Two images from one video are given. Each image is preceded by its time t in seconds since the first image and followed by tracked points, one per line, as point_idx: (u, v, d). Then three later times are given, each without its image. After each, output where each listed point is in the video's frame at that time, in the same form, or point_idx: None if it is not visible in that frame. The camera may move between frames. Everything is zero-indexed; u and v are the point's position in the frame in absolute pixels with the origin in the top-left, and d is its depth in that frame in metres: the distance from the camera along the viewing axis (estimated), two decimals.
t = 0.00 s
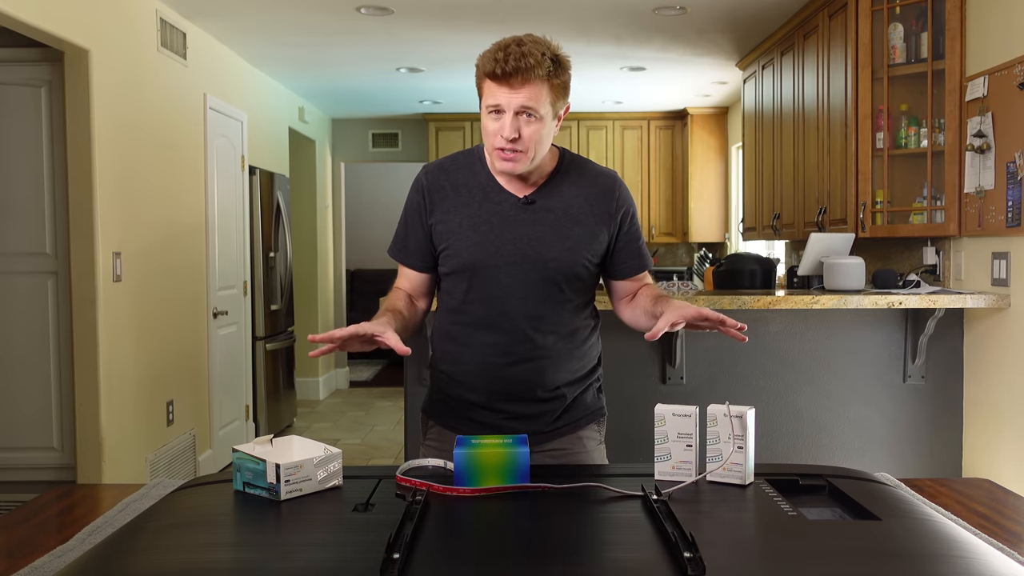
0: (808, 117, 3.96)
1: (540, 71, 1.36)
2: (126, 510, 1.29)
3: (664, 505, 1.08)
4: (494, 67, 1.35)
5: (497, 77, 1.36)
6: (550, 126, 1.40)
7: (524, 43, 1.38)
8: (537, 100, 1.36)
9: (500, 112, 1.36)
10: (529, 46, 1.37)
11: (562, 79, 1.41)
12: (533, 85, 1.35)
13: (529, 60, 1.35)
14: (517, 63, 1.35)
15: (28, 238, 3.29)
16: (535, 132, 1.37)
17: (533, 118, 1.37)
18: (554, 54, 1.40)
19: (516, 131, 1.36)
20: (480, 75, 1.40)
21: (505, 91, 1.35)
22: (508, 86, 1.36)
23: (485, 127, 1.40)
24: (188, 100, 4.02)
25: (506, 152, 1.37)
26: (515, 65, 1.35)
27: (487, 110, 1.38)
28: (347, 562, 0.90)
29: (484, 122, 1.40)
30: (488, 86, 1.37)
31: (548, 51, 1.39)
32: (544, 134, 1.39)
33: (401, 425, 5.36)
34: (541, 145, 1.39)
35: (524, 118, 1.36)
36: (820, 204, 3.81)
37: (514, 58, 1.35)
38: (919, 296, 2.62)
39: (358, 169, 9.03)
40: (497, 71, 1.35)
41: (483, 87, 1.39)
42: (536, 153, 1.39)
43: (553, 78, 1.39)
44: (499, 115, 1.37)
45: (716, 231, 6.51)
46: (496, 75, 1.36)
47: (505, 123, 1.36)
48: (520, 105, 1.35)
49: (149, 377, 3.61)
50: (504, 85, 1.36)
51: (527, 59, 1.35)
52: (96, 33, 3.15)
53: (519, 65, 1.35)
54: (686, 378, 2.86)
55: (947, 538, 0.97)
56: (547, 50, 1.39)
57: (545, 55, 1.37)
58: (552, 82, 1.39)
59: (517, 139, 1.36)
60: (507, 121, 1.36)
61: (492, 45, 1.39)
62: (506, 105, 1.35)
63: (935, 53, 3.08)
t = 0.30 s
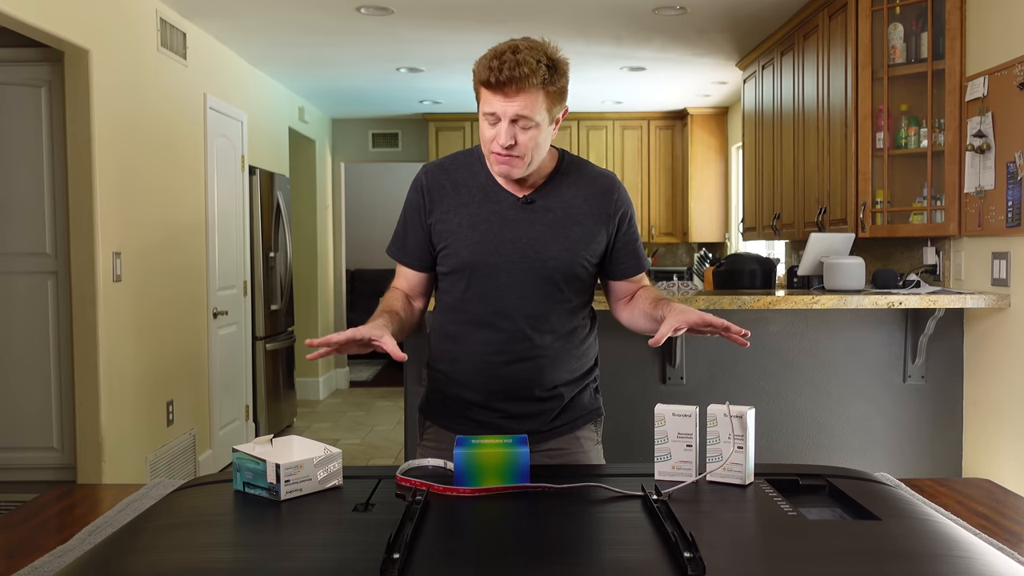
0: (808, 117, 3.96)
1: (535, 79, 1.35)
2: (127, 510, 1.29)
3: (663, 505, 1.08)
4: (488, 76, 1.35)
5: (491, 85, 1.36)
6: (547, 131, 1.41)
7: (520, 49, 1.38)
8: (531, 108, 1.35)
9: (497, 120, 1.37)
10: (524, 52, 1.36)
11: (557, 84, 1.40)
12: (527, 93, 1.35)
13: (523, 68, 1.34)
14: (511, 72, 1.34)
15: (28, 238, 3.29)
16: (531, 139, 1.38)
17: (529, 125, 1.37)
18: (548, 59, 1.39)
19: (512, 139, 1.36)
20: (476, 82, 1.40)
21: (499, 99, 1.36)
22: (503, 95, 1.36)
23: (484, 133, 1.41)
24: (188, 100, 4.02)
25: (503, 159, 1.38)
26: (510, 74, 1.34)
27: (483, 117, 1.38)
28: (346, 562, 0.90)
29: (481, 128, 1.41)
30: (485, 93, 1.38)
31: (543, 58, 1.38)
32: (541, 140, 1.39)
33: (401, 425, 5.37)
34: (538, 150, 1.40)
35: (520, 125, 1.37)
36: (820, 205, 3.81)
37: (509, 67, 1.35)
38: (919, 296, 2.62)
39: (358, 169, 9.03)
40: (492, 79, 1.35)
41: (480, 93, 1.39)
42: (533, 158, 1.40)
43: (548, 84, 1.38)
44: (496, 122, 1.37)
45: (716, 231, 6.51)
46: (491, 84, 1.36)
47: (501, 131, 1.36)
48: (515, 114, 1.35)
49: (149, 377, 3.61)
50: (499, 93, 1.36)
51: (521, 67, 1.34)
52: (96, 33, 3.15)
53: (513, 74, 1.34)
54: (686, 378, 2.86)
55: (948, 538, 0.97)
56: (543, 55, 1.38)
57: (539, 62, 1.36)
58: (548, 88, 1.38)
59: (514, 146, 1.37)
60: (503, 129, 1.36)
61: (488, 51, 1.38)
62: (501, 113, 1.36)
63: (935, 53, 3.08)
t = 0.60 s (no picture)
0: (808, 117, 3.96)
1: (544, 68, 1.36)
2: (127, 510, 1.29)
3: (663, 505, 1.08)
4: (498, 66, 1.35)
5: (501, 76, 1.35)
6: (553, 123, 1.41)
7: (524, 41, 1.38)
8: (540, 97, 1.35)
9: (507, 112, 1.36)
10: (530, 44, 1.37)
11: (562, 76, 1.41)
12: (537, 83, 1.35)
13: (532, 58, 1.35)
14: (521, 61, 1.34)
15: (28, 238, 3.29)
16: (541, 129, 1.38)
17: (539, 115, 1.37)
18: (551, 50, 1.40)
19: (524, 129, 1.36)
20: (482, 75, 1.39)
21: (510, 89, 1.35)
22: (512, 85, 1.35)
23: (490, 127, 1.39)
24: (188, 100, 4.02)
25: (513, 150, 1.37)
26: (520, 64, 1.34)
27: (492, 110, 1.37)
28: (346, 562, 0.90)
29: (488, 122, 1.39)
30: (492, 85, 1.37)
31: (548, 49, 1.39)
32: (550, 131, 1.40)
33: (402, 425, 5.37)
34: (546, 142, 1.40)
35: (531, 115, 1.36)
36: (820, 204, 3.81)
37: (518, 57, 1.35)
38: (919, 296, 2.62)
39: (358, 169, 9.03)
40: (502, 70, 1.35)
41: (484, 88, 1.38)
42: (542, 150, 1.40)
43: (554, 74, 1.39)
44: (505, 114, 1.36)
45: (716, 231, 6.51)
46: (501, 74, 1.36)
47: (513, 122, 1.36)
48: (526, 104, 1.35)
49: (149, 377, 3.61)
50: (508, 84, 1.36)
51: (530, 57, 1.35)
52: (96, 33, 3.15)
53: (522, 63, 1.34)
54: (686, 378, 2.86)
55: (947, 538, 0.97)
56: (547, 48, 1.39)
57: (546, 52, 1.37)
58: (554, 78, 1.39)
59: (525, 137, 1.36)
60: (514, 120, 1.36)
61: (490, 45, 1.38)
62: (512, 104, 1.35)
63: (935, 53, 3.08)
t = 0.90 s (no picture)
0: (808, 117, 3.96)
1: (570, 85, 1.37)
2: (127, 510, 1.30)
3: (663, 505, 1.08)
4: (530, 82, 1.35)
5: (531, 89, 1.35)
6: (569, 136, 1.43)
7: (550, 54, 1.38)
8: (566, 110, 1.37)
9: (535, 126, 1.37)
10: (555, 57, 1.37)
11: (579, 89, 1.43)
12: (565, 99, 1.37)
13: (561, 75, 1.36)
14: (553, 77, 1.35)
15: (28, 239, 3.29)
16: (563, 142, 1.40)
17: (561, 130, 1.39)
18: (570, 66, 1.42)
19: (552, 143, 1.37)
20: (507, 84, 1.37)
21: (542, 105, 1.35)
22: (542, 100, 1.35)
23: (509, 136, 1.38)
24: (188, 100, 4.02)
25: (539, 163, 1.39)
26: (552, 81, 1.35)
27: (518, 121, 1.36)
28: (347, 562, 0.91)
29: (507, 130, 1.38)
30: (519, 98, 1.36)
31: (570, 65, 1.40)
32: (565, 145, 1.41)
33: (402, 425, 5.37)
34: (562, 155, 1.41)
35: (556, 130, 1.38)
36: (820, 205, 3.81)
37: (550, 73, 1.35)
38: (919, 296, 2.62)
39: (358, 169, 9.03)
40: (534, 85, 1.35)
41: (510, 101, 1.37)
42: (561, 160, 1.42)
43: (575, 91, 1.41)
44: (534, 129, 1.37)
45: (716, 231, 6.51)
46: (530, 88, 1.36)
47: (542, 136, 1.36)
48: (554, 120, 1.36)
49: (149, 377, 3.61)
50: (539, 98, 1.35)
51: (560, 74, 1.36)
52: (96, 33, 3.15)
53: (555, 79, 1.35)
54: (686, 378, 2.86)
55: (948, 538, 0.97)
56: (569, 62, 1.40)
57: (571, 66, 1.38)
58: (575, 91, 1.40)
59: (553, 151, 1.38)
60: (543, 133, 1.36)
61: (516, 54, 1.37)
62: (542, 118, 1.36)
63: (935, 53, 3.08)
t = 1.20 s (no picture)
0: (808, 117, 3.96)
1: (574, 90, 1.35)
2: (127, 510, 1.30)
3: (663, 505, 1.08)
4: (531, 86, 1.33)
5: (531, 92, 1.34)
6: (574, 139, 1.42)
7: (558, 57, 1.36)
8: (568, 120, 1.36)
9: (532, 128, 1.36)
10: (563, 63, 1.35)
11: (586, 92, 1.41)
12: (568, 106, 1.35)
13: (565, 79, 1.34)
14: (554, 82, 1.33)
15: (28, 239, 3.29)
16: (563, 149, 1.39)
17: (562, 134, 1.37)
18: (580, 68, 1.39)
19: (548, 149, 1.37)
20: (511, 85, 1.36)
21: (539, 109, 1.34)
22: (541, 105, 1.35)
23: (510, 137, 1.39)
24: (188, 100, 4.02)
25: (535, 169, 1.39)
26: (553, 85, 1.33)
27: (517, 123, 1.36)
28: (347, 561, 0.91)
29: (508, 132, 1.39)
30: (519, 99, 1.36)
31: (578, 68, 1.38)
32: (568, 148, 1.41)
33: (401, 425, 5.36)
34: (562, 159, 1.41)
35: (556, 134, 1.37)
36: (820, 205, 3.81)
37: (552, 76, 1.33)
38: (919, 296, 2.62)
39: (358, 169, 9.03)
40: (534, 89, 1.33)
41: (510, 100, 1.36)
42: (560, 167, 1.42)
43: (582, 94, 1.38)
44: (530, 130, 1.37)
45: (716, 231, 6.51)
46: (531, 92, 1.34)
47: (538, 140, 1.36)
48: (553, 124, 1.35)
49: (149, 377, 3.61)
50: (538, 102, 1.34)
51: (564, 78, 1.34)
52: (96, 33, 3.15)
53: (556, 87, 1.33)
54: (686, 378, 2.86)
55: (948, 538, 0.96)
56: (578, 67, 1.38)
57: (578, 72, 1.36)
58: (581, 98, 1.39)
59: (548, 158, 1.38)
60: (540, 137, 1.36)
61: (523, 56, 1.36)
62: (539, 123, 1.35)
63: (935, 53, 3.08)
